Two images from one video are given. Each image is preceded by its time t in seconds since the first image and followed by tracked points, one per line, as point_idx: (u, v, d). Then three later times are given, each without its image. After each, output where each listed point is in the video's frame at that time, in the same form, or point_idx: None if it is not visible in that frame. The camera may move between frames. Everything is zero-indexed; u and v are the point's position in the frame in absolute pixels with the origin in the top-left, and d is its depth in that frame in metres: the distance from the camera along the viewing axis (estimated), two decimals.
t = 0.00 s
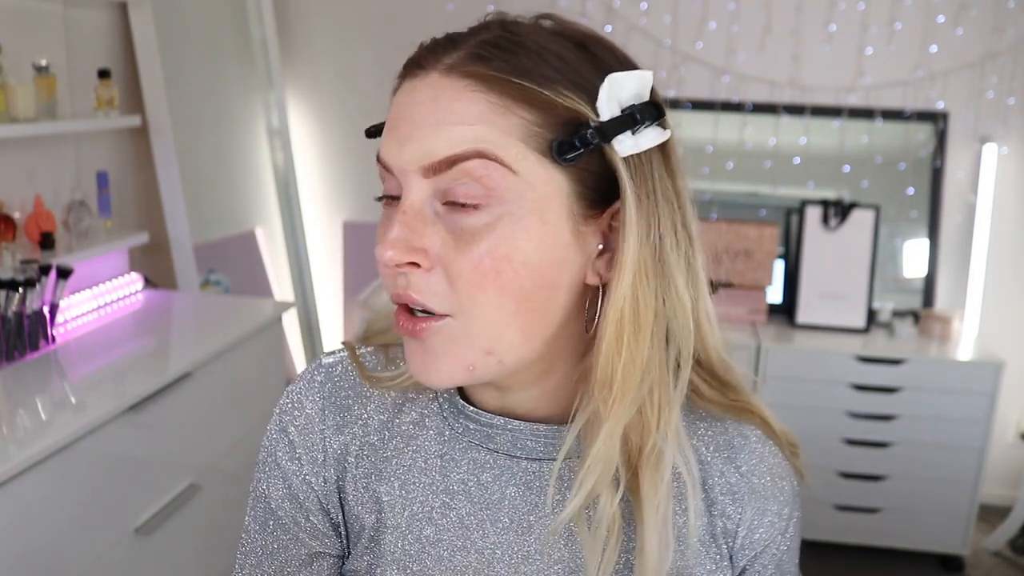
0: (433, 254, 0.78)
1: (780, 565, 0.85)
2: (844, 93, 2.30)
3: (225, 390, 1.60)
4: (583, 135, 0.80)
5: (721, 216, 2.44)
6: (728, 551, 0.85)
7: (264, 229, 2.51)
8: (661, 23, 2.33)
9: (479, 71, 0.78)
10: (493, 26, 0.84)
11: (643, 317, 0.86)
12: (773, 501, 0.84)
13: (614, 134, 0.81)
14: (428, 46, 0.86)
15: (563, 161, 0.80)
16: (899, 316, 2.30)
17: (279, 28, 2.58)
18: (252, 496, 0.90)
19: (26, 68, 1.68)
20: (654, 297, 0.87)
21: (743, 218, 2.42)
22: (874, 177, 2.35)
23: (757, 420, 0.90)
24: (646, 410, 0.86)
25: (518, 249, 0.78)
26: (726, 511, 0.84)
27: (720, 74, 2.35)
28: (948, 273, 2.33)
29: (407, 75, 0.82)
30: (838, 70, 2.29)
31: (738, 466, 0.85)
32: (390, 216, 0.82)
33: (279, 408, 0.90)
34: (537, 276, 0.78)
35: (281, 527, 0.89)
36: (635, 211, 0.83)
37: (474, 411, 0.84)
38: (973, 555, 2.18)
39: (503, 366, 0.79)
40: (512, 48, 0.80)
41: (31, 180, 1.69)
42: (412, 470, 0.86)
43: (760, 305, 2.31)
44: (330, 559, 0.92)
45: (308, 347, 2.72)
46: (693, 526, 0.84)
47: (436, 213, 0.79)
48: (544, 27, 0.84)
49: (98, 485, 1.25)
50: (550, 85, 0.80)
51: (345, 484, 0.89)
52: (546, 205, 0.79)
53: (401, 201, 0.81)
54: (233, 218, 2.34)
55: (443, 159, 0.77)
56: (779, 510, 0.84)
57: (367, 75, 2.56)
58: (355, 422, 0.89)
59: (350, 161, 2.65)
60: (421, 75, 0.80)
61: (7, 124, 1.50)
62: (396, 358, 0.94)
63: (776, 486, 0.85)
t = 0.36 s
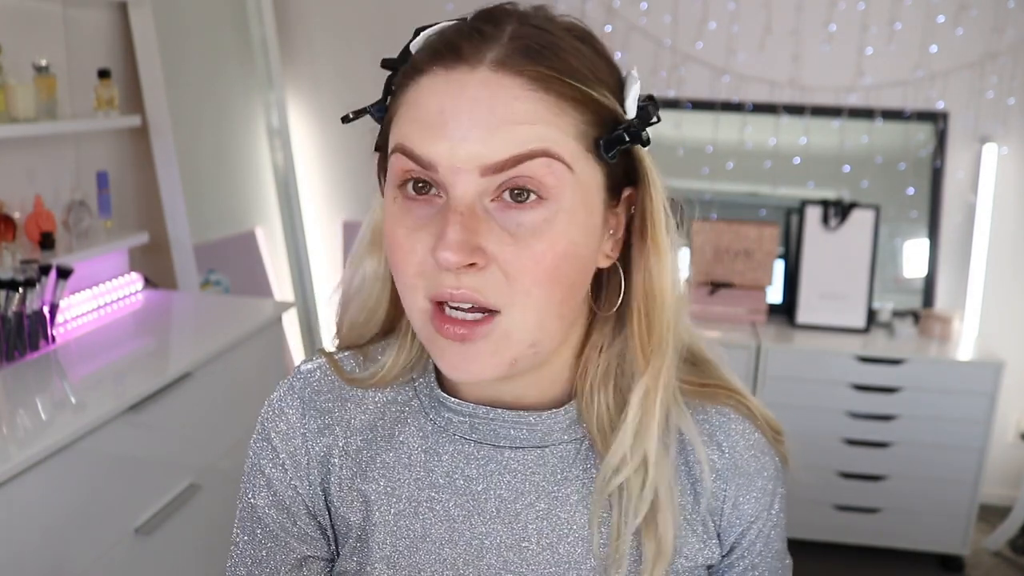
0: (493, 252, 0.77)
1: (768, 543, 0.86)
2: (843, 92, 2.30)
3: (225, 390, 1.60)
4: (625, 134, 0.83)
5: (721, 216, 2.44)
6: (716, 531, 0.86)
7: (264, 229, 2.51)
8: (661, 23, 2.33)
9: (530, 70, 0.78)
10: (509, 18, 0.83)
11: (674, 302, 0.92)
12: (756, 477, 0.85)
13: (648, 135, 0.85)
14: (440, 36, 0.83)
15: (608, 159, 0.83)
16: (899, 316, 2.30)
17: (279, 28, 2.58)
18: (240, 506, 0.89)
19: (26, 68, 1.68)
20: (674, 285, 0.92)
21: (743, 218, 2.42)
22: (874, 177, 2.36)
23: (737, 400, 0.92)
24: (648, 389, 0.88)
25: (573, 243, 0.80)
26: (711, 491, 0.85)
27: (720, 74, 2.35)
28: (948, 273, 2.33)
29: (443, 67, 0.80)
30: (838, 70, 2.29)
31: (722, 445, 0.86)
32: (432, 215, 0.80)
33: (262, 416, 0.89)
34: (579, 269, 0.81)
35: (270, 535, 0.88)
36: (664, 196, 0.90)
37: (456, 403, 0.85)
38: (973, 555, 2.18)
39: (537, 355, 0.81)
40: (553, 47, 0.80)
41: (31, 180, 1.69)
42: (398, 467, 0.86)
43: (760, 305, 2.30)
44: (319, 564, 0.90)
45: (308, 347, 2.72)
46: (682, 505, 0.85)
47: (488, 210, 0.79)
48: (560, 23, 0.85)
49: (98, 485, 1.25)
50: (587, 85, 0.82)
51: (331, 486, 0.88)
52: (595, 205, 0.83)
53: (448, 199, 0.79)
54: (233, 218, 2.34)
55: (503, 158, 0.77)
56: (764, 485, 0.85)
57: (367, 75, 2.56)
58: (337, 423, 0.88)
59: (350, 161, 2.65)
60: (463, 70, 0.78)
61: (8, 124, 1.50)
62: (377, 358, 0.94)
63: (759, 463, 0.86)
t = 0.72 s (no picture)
0: (557, 291, 0.78)
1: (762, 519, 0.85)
2: (844, 92, 2.30)
3: (225, 390, 1.60)
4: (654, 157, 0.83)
5: (721, 216, 2.44)
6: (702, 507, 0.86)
7: (264, 229, 2.51)
8: (661, 23, 2.33)
9: (584, 115, 0.77)
10: (533, 46, 0.79)
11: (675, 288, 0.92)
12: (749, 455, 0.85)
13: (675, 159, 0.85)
14: (469, 76, 0.78)
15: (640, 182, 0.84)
16: (899, 316, 2.30)
17: (279, 28, 2.58)
18: (243, 488, 0.87)
19: (26, 68, 1.68)
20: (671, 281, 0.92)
21: (743, 218, 2.42)
22: (874, 177, 2.36)
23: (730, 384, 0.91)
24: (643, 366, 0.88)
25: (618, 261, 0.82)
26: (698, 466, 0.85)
27: (720, 74, 2.35)
28: (948, 273, 2.33)
29: (495, 122, 0.76)
30: (838, 70, 2.29)
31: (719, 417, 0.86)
32: (489, 261, 0.78)
33: (266, 399, 0.87)
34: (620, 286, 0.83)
35: (276, 518, 0.86)
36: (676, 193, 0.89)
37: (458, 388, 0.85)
38: (973, 555, 2.18)
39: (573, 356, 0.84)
40: (593, 78, 0.79)
41: (31, 180, 1.69)
42: (402, 448, 0.86)
43: (760, 305, 2.30)
44: (325, 546, 0.89)
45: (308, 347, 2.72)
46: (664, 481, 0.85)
47: (547, 252, 0.78)
48: (572, 36, 0.82)
49: (98, 485, 1.25)
50: (628, 115, 0.81)
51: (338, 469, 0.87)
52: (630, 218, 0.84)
53: (506, 246, 0.78)
54: (233, 218, 2.34)
55: (565, 202, 0.77)
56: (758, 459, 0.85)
57: (367, 75, 2.56)
58: (344, 406, 0.87)
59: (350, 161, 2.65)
60: (518, 126, 0.76)
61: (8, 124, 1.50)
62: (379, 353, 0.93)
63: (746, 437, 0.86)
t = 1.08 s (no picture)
0: (539, 278, 0.77)
1: (751, 517, 0.83)
2: (844, 92, 2.30)
3: (225, 390, 1.60)
4: (653, 158, 0.83)
5: (721, 216, 2.44)
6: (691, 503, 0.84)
7: (264, 229, 2.51)
8: (661, 23, 2.33)
9: (577, 104, 0.78)
10: (541, 40, 0.81)
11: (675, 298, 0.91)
12: (739, 449, 0.84)
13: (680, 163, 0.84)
14: (473, 60, 0.81)
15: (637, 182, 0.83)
16: (899, 316, 2.30)
17: (279, 28, 2.58)
18: (251, 474, 0.89)
19: (26, 69, 1.68)
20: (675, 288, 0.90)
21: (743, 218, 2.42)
22: (874, 177, 2.36)
23: (733, 369, 0.92)
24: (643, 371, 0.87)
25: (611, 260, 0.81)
26: (687, 460, 0.84)
27: (720, 74, 2.35)
28: (948, 273, 2.33)
29: (490, 104, 0.78)
30: (838, 70, 2.29)
31: (714, 412, 0.86)
32: (477, 241, 0.79)
33: (275, 386, 0.90)
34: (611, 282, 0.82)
35: (282, 503, 0.87)
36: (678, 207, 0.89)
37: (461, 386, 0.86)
38: (973, 555, 2.18)
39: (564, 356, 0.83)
40: (595, 74, 0.79)
41: (31, 180, 1.69)
42: (404, 439, 0.87)
43: (760, 305, 2.30)
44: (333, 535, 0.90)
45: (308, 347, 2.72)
46: (650, 474, 0.84)
47: (534, 237, 0.78)
48: (589, 39, 0.83)
49: (97, 485, 1.25)
50: (627, 113, 0.81)
51: (345, 457, 0.88)
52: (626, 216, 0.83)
53: (493, 227, 0.78)
54: (233, 219, 2.34)
55: (552, 186, 0.77)
56: (758, 456, 0.84)
57: (367, 75, 2.56)
58: (351, 397, 0.89)
59: (351, 161, 2.65)
60: (511, 107, 0.77)
61: (8, 124, 1.50)
62: (388, 346, 0.94)
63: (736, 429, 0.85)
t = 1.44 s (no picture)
0: (539, 276, 0.77)
1: (749, 516, 0.83)
2: (844, 92, 2.30)
3: (225, 390, 1.60)
4: (655, 157, 0.83)
5: (721, 216, 2.44)
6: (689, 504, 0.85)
7: (264, 229, 2.51)
8: (661, 23, 2.33)
9: (577, 102, 0.77)
10: (541, 39, 0.81)
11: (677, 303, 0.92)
12: (736, 449, 0.84)
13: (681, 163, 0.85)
14: (473, 58, 0.81)
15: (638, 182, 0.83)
16: (899, 316, 2.30)
17: (279, 28, 2.58)
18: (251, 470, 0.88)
19: (26, 68, 1.68)
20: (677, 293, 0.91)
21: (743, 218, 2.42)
22: (874, 177, 2.36)
23: (730, 370, 0.91)
24: (644, 375, 0.87)
25: (612, 259, 0.81)
26: (687, 462, 0.85)
27: (720, 74, 2.35)
28: (948, 273, 2.33)
29: (490, 100, 0.78)
30: (838, 70, 2.29)
31: (713, 413, 0.86)
32: (475, 241, 0.78)
33: (277, 384, 0.90)
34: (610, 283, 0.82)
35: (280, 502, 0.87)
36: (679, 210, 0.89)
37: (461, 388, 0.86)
38: (973, 556, 2.18)
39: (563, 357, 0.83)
40: (595, 73, 0.79)
41: (31, 180, 1.69)
42: (402, 437, 0.87)
43: (760, 305, 2.30)
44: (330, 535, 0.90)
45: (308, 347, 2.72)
46: (649, 477, 0.83)
47: (533, 236, 0.78)
48: (590, 39, 0.83)
49: (98, 485, 1.25)
50: (627, 113, 0.81)
51: (344, 457, 0.88)
52: (626, 218, 0.83)
53: (491, 226, 0.78)
54: (233, 219, 2.34)
55: (551, 186, 0.77)
56: (755, 454, 0.84)
57: (367, 75, 2.56)
58: (351, 396, 0.89)
59: (350, 161, 2.65)
60: (510, 105, 0.77)
61: (8, 124, 1.50)
62: (389, 346, 0.94)
63: (733, 429, 0.85)
